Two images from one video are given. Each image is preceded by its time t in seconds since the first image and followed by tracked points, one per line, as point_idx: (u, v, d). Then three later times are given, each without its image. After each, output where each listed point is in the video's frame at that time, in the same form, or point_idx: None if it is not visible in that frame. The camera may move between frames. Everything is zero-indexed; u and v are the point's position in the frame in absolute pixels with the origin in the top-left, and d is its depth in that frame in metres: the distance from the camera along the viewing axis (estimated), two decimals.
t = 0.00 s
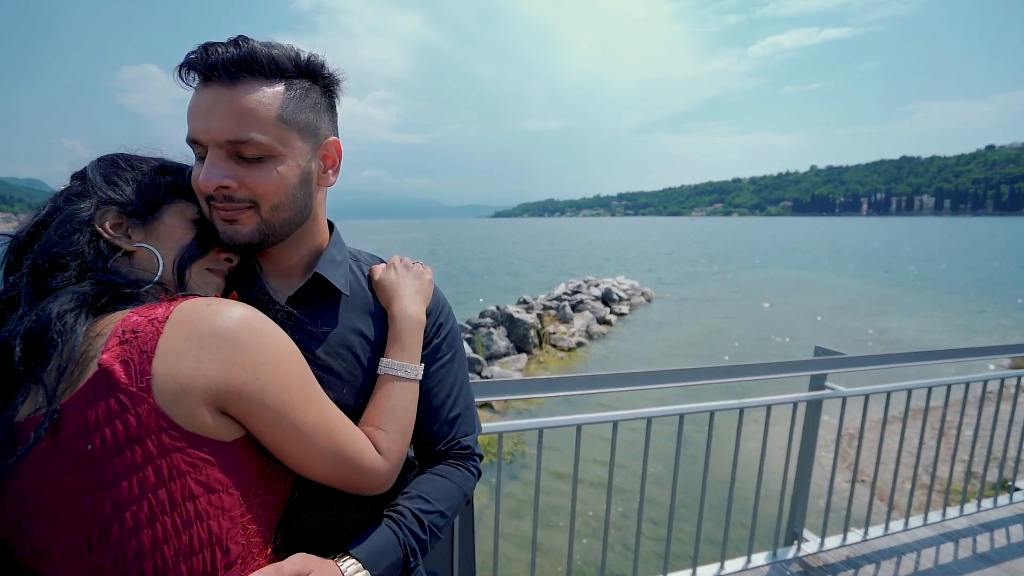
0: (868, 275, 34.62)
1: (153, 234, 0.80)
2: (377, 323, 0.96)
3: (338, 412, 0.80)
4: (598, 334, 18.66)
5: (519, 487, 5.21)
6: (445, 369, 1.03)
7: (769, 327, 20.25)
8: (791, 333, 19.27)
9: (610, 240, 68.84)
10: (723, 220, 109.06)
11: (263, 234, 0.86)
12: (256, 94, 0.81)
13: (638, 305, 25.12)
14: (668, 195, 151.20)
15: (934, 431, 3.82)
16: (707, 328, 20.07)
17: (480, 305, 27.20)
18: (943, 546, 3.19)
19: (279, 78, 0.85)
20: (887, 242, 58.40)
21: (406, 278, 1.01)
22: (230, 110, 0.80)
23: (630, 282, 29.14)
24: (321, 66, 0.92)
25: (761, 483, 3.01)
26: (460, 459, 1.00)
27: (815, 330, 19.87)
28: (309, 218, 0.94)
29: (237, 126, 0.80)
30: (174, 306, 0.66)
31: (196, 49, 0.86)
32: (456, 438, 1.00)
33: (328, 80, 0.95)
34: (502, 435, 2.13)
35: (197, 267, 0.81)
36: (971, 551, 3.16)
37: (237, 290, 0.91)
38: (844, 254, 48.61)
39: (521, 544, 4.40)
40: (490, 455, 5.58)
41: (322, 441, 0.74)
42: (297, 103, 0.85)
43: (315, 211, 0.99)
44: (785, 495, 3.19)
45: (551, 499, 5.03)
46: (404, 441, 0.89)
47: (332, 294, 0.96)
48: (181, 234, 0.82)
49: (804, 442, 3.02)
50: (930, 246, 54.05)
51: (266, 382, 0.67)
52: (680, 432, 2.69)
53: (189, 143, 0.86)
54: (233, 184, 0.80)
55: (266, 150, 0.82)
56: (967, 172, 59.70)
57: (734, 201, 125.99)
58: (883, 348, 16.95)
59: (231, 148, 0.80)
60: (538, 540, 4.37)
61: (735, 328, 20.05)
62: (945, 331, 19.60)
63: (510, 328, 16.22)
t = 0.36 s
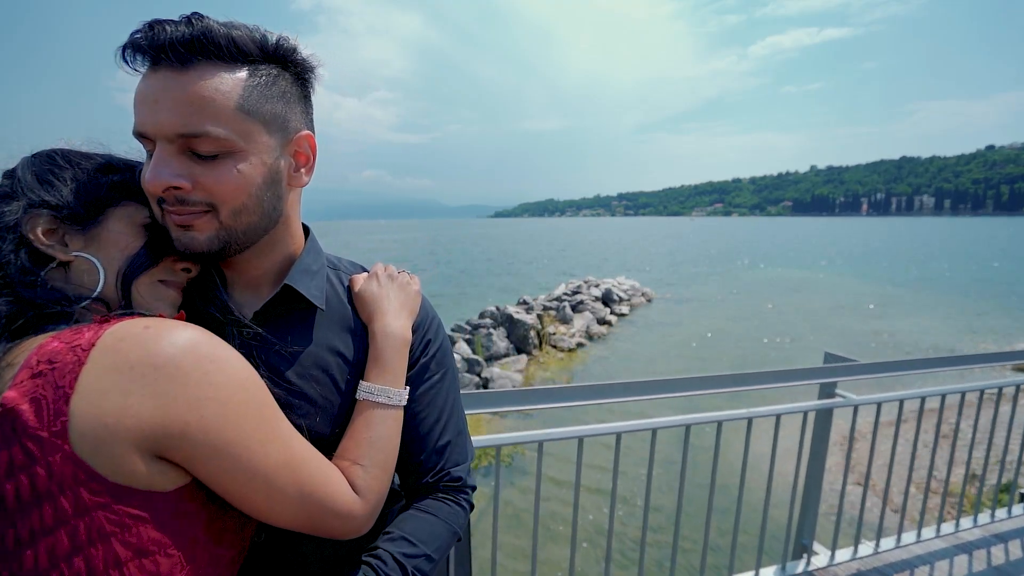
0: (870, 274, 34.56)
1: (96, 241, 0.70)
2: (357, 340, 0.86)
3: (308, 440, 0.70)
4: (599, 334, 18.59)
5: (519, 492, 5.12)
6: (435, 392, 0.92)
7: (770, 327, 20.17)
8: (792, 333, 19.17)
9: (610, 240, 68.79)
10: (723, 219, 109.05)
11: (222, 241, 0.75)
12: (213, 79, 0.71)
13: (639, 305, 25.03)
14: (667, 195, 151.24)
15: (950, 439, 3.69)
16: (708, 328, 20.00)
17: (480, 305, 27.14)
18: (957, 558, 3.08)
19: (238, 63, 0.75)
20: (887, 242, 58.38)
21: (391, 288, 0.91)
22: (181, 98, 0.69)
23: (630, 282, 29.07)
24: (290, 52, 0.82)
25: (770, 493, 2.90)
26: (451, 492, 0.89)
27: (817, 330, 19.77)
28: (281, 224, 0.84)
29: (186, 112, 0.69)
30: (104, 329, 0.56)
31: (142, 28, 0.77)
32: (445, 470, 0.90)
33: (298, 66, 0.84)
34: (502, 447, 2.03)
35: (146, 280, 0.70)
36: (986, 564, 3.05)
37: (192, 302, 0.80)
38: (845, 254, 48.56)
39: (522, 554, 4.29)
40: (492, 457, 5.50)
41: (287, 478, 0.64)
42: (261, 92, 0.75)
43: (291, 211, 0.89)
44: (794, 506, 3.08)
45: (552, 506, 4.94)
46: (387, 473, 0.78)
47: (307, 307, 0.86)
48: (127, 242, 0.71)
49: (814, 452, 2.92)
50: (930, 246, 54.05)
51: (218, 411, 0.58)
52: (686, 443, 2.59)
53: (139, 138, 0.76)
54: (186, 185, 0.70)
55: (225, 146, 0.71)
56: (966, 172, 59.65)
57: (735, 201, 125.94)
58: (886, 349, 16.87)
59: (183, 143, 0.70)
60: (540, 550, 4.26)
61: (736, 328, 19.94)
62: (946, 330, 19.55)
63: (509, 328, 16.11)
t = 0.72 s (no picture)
0: (870, 274, 34.50)
1: (18, 248, 0.59)
2: (331, 363, 0.76)
3: (265, 480, 0.61)
4: (599, 335, 18.51)
5: (519, 498, 5.03)
6: (420, 420, 0.82)
7: (771, 327, 20.11)
8: (793, 334, 19.07)
9: (609, 240, 68.73)
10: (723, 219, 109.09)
11: (171, 250, 0.65)
12: (155, 60, 0.61)
13: (639, 305, 24.96)
14: (667, 196, 151.39)
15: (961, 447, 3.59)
16: (708, 329, 19.93)
17: (481, 306, 27.09)
18: (970, 570, 2.99)
19: (188, 43, 0.66)
20: (887, 242, 58.44)
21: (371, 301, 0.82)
22: (119, 84, 0.60)
23: (630, 282, 29.00)
24: (252, 31, 0.73)
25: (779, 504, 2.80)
26: (435, 532, 0.80)
27: (817, 330, 19.71)
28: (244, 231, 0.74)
29: (126, 102, 0.60)
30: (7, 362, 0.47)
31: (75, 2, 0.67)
32: (430, 505, 0.80)
33: (262, 51, 0.76)
34: (499, 461, 1.93)
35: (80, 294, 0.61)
36: None
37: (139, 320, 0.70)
38: (845, 254, 48.56)
39: (522, 563, 4.20)
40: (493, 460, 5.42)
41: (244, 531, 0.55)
42: (218, 76, 0.66)
43: (258, 215, 0.79)
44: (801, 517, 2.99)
45: (553, 512, 4.84)
46: (364, 513, 0.69)
47: (274, 325, 0.76)
48: (59, 251, 0.61)
49: (824, 462, 2.83)
50: (930, 246, 54.05)
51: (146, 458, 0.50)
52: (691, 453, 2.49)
53: (73, 131, 0.66)
54: (126, 184, 0.61)
55: (175, 140, 0.62)
56: (966, 172, 59.67)
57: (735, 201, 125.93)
58: (888, 349, 16.81)
59: (123, 135, 0.60)
60: (539, 561, 4.17)
61: (736, 329, 19.84)
62: (947, 330, 19.50)
63: (509, 329, 16.00)
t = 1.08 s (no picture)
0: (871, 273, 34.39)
1: None
2: (287, 388, 0.75)
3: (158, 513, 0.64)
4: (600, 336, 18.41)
5: (518, 504, 4.91)
6: (399, 456, 0.72)
7: (773, 328, 19.97)
8: (794, 334, 18.95)
9: (610, 240, 68.60)
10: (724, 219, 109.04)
11: (89, 260, 0.66)
12: (55, 33, 0.61)
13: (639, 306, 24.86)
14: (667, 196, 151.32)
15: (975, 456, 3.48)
16: (709, 329, 19.83)
17: (481, 306, 27.01)
18: None
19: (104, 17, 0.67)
20: (888, 242, 58.36)
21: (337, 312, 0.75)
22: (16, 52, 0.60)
23: (630, 283, 28.90)
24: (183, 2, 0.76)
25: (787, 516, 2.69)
26: None
27: (818, 330, 19.59)
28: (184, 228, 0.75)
29: (30, 77, 0.60)
30: None
31: None
32: (408, 552, 0.70)
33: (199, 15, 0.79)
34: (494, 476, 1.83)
35: None
36: None
37: (72, 354, 0.74)
38: (846, 254, 48.50)
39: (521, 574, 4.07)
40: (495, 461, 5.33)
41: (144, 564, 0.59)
42: (125, 49, 0.66)
43: (203, 216, 0.79)
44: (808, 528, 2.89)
45: (552, 520, 4.72)
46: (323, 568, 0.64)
47: (222, 348, 0.75)
48: None
49: (834, 473, 2.73)
50: (931, 246, 53.99)
51: (41, 486, 0.53)
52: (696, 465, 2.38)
53: None
54: (27, 174, 0.61)
55: (74, 119, 0.62)
56: (966, 172, 59.53)
57: (735, 201, 125.89)
58: (890, 349, 16.68)
59: (22, 114, 0.61)
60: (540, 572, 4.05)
61: (737, 329, 19.74)
62: (950, 330, 19.38)
63: (509, 330, 15.89)
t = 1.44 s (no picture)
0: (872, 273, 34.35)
1: None
2: (226, 419, 0.72)
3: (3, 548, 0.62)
4: (600, 337, 18.32)
5: (515, 512, 4.81)
6: (365, 500, 0.72)
7: (774, 328, 19.90)
8: (795, 334, 18.85)
9: (610, 240, 68.51)
10: (724, 219, 109.15)
11: None
12: None
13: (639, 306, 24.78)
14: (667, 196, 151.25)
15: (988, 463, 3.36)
16: (710, 329, 19.75)
17: (481, 306, 26.96)
18: None
19: None
20: (888, 242, 58.26)
21: (291, 340, 0.73)
22: None
23: (630, 283, 28.82)
24: None
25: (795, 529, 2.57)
26: None
27: (819, 330, 19.49)
28: (94, 228, 0.70)
29: None
30: None
31: None
32: None
33: None
34: (486, 493, 1.72)
35: None
36: None
37: None
38: (846, 254, 48.51)
39: None
40: (493, 464, 5.22)
41: None
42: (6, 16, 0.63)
43: (126, 217, 0.75)
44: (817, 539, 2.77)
45: (548, 528, 4.62)
46: None
47: (152, 379, 0.71)
48: None
49: (844, 484, 2.61)
50: (931, 246, 54.02)
51: None
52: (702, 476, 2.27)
53: None
54: None
55: None
56: (966, 172, 59.39)
57: (735, 201, 126.03)
58: (892, 349, 16.60)
59: None
60: None
61: (737, 330, 19.65)
62: (951, 330, 19.32)
63: (509, 331, 15.81)
